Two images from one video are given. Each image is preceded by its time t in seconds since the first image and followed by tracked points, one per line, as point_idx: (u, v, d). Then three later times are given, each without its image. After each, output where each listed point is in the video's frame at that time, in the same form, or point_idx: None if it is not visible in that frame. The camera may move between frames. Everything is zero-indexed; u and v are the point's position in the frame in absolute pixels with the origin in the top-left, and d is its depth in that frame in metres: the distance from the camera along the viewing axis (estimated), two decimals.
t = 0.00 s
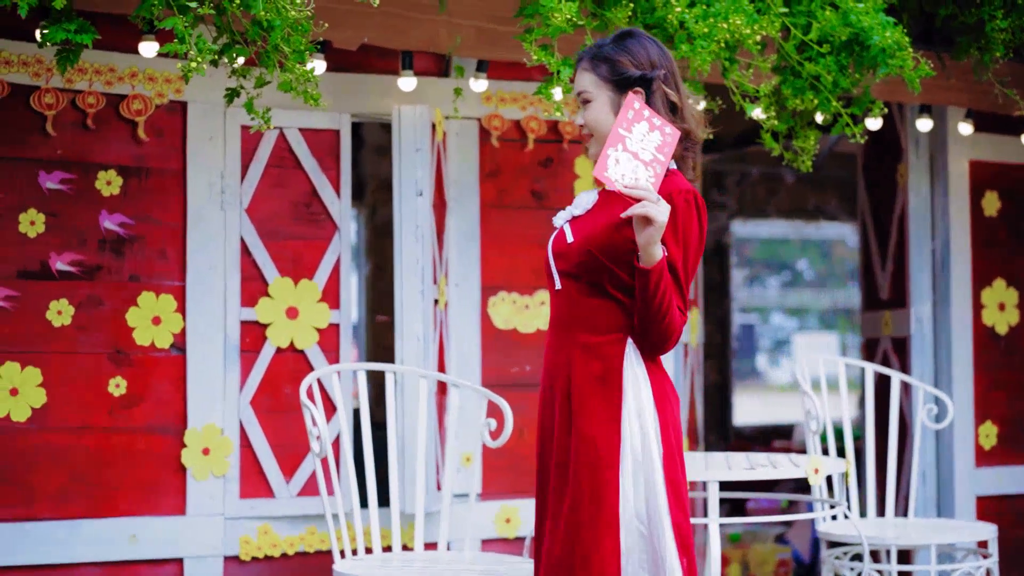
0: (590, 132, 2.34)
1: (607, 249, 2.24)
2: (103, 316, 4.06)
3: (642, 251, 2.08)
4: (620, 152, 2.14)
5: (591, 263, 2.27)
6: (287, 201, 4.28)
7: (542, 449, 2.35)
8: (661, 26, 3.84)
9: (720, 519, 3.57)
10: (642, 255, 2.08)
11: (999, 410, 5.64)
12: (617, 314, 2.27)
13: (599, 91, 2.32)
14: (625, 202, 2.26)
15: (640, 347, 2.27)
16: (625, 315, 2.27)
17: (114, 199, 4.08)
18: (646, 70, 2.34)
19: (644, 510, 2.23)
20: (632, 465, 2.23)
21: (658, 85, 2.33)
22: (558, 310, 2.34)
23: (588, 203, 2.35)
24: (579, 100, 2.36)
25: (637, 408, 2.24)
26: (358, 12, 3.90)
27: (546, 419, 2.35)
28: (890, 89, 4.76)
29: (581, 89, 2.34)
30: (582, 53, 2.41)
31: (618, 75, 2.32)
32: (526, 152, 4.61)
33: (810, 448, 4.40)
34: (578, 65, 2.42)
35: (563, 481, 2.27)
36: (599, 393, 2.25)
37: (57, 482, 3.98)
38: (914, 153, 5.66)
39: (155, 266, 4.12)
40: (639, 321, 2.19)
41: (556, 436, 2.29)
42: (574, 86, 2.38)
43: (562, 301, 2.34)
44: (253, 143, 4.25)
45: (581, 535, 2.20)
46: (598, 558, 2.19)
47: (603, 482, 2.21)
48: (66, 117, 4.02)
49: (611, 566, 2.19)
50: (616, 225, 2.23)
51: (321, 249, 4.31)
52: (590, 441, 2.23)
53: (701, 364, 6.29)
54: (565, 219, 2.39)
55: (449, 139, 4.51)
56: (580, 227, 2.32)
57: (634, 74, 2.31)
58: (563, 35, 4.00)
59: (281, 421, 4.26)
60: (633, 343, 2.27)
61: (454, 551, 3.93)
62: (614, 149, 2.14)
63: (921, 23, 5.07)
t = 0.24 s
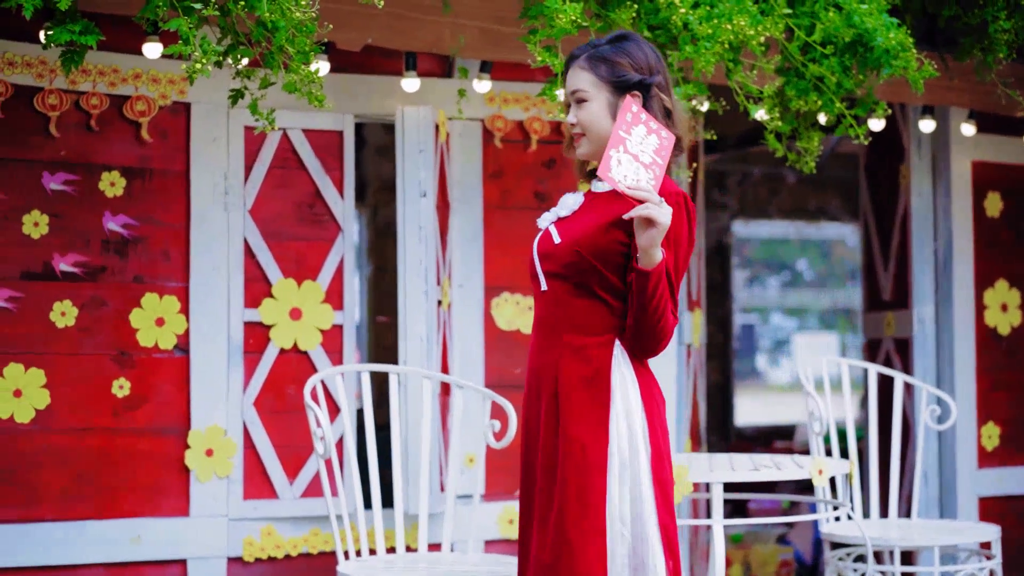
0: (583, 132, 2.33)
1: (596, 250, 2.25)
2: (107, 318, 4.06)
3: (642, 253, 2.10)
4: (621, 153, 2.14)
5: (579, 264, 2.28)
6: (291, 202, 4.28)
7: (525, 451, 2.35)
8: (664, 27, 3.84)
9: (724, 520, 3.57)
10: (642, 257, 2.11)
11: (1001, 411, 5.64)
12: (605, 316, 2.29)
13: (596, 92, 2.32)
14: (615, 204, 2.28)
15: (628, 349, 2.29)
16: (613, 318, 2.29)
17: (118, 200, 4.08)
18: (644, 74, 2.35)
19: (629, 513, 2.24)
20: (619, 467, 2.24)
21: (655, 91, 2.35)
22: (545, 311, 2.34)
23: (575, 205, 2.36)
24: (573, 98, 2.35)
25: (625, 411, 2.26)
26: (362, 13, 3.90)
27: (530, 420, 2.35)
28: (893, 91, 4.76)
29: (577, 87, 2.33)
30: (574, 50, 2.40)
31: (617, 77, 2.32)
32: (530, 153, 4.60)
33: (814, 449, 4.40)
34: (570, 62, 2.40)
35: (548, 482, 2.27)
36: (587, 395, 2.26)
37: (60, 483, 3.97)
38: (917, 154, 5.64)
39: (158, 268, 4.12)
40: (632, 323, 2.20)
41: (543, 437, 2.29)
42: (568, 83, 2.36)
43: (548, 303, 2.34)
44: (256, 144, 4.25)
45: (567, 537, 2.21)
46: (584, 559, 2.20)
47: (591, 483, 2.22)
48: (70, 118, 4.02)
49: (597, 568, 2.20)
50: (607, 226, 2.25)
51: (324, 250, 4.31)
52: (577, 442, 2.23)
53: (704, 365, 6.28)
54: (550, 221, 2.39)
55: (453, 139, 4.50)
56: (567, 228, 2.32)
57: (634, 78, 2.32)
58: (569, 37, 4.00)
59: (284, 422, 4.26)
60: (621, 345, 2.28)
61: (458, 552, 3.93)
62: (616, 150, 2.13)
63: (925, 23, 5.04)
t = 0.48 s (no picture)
0: (579, 129, 2.32)
1: (591, 250, 2.25)
2: (110, 319, 4.06)
3: (645, 253, 2.08)
4: (626, 151, 2.13)
5: (574, 264, 2.28)
6: (293, 203, 4.28)
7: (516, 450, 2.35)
8: (667, 28, 3.84)
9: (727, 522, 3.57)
10: (645, 257, 2.09)
11: (1003, 411, 5.64)
12: (599, 316, 2.29)
13: (596, 90, 2.31)
14: (609, 204, 2.28)
15: (623, 350, 2.28)
16: (608, 318, 2.29)
17: (120, 201, 4.08)
18: (642, 75, 2.37)
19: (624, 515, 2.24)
20: (614, 470, 2.24)
21: (653, 94, 2.37)
22: (539, 312, 2.34)
23: (565, 205, 2.36)
24: (569, 96, 2.33)
25: (620, 412, 2.25)
26: (365, 14, 3.90)
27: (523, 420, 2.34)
28: (895, 92, 4.78)
29: (577, 84, 2.32)
30: (571, 49, 2.40)
31: (617, 76, 2.32)
32: (532, 154, 4.60)
33: (816, 450, 4.40)
34: (563, 61, 2.39)
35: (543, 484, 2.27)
36: (582, 396, 2.26)
37: (63, 484, 3.97)
38: (919, 154, 5.63)
39: (161, 269, 4.12)
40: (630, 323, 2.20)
41: (536, 439, 2.29)
42: (565, 80, 2.34)
43: (542, 303, 2.33)
44: (259, 145, 4.25)
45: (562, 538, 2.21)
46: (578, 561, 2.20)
47: (586, 485, 2.22)
48: (72, 119, 4.01)
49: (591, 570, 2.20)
50: (602, 226, 2.24)
51: (327, 251, 4.31)
52: (572, 443, 2.24)
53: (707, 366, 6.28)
54: (540, 221, 2.40)
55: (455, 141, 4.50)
56: (559, 229, 2.32)
57: (633, 79, 2.33)
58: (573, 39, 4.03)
59: (287, 424, 4.26)
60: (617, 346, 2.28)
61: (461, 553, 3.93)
62: (621, 149, 2.12)
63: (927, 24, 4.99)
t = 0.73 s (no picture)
0: (576, 124, 2.31)
1: (588, 251, 2.25)
2: (113, 320, 4.05)
3: (651, 250, 2.07)
4: (634, 148, 2.12)
5: (571, 265, 2.28)
6: (296, 204, 4.28)
7: (514, 452, 2.34)
8: (671, 30, 3.84)
9: (732, 523, 3.56)
10: (651, 254, 2.07)
11: (1005, 412, 5.63)
12: (598, 317, 2.29)
13: (597, 86, 2.31)
14: (604, 203, 2.28)
15: (624, 351, 2.29)
16: (608, 319, 2.29)
17: (124, 203, 4.07)
18: (642, 77, 2.37)
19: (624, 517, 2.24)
20: (616, 471, 2.24)
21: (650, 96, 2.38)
22: (538, 314, 2.34)
23: (555, 206, 2.37)
24: (569, 89, 2.32)
25: (621, 413, 2.25)
26: (368, 16, 3.90)
27: (522, 422, 2.34)
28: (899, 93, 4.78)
29: (579, 79, 2.31)
30: (570, 43, 2.39)
31: (619, 75, 2.32)
32: (535, 155, 4.60)
33: (820, 451, 4.39)
34: (563, 54, 2.38)
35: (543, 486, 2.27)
36: (583, 398, 2.26)
37: (66, 486, 3.97)
38: (921, 155, 5.64)
39: (164, 270, 4.11)
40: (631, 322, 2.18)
41: (537, 441, 2.28)
42: (565, 73, 2.33)
43: (540, 306, 2.34)
44: (262, 146, 4.25)
45: (563, 540, 2.21)
46: (579, 563, 2.19)
47: (588, 486, 2.22)
48: (75, 120, 4.01)
49: (593, 572, 2.19)
50: (599, 227, 2.25)
51: (330, 253, 4.31)
52: (574, 444, 2.24)
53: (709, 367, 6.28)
54: (530, 223, 2.40)
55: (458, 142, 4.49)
56: (553, 231, 2.32)
57: (635, 79, 2.33)
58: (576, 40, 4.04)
59: (290, 425, 4.25)
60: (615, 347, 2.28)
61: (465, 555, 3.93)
62: (630, 145, 2.11)
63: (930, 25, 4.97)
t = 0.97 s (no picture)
0: (578, 121, 2.31)
1: (586, 251, 2.25)
2: (117, 321, 4.05)
3: (654, 252, 2.05)
4: (643, 148, 2.12)
5: (570, 266, 2.27)
6: (300, 205, 4.27)
7: (513, 452, 2.33)
8: (675, 31, 3.84)
9: (737, 525, 3.56)
10: (654, 255, 2.06)
11: (1008, 413, 5.63)
12: (598, 318, 2.29)
13: (601, 85, 2.31)
14: (601, 202, 2.27)
15: (625, 352, 2.30)
16: (607, 318, 2.29)
17: (127, 204, 4.07)
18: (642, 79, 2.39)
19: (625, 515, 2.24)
20: (618, 470, 2.24)
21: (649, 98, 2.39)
22: (537, 315, 2.34)
23: (549, 207, 2.36)
24: (572, 86, 2.32)
25: (623, 413, 2.26)
26: (371, 17, 3.89)
27: (521, 422, 2.33)
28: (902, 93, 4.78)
29: (583, 76, 2.31)
30: (572, 40, 2.39)
31: (622, 75, 2.33)
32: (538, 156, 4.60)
33: (823, 452, 4.39)
34: (565, 52, 2.38)
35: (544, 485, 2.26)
36: (585, 397, 2.25)
37: (69, 487, 3.96)
38: (924, 155, 5.63)
39: (167, 271, 4.11)
40: (633, 325, 2.17)
41: (538, 441, 2.27)
42: (568, 70, 2.33)
43: (539, 307, 2.33)
44: (265, 147, 4.24)
45: (565, 538, 2.20)
46: (582, 561, 2.19)
47: (590, 485, 2.22)
48: (78, 121, 4.00)
49: (597, 571, 2.19)
50: (598, 227, 2.23)
51: (333, 254, 4.31)
52: (576, 443, 2.23)
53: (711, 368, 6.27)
54: (524, 223, 2.39)
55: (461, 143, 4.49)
56: (550, 231, 2.31)
57: (637, 80, 2.34)
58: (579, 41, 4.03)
59: (294, 427, 4.25)
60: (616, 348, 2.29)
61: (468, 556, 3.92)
62: (639, 145, 2.11)
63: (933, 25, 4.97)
